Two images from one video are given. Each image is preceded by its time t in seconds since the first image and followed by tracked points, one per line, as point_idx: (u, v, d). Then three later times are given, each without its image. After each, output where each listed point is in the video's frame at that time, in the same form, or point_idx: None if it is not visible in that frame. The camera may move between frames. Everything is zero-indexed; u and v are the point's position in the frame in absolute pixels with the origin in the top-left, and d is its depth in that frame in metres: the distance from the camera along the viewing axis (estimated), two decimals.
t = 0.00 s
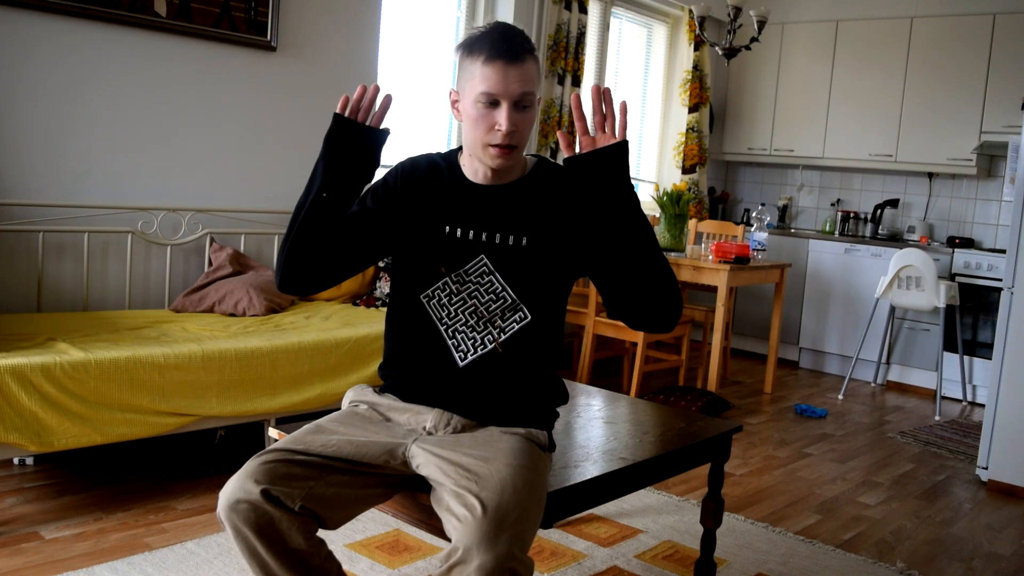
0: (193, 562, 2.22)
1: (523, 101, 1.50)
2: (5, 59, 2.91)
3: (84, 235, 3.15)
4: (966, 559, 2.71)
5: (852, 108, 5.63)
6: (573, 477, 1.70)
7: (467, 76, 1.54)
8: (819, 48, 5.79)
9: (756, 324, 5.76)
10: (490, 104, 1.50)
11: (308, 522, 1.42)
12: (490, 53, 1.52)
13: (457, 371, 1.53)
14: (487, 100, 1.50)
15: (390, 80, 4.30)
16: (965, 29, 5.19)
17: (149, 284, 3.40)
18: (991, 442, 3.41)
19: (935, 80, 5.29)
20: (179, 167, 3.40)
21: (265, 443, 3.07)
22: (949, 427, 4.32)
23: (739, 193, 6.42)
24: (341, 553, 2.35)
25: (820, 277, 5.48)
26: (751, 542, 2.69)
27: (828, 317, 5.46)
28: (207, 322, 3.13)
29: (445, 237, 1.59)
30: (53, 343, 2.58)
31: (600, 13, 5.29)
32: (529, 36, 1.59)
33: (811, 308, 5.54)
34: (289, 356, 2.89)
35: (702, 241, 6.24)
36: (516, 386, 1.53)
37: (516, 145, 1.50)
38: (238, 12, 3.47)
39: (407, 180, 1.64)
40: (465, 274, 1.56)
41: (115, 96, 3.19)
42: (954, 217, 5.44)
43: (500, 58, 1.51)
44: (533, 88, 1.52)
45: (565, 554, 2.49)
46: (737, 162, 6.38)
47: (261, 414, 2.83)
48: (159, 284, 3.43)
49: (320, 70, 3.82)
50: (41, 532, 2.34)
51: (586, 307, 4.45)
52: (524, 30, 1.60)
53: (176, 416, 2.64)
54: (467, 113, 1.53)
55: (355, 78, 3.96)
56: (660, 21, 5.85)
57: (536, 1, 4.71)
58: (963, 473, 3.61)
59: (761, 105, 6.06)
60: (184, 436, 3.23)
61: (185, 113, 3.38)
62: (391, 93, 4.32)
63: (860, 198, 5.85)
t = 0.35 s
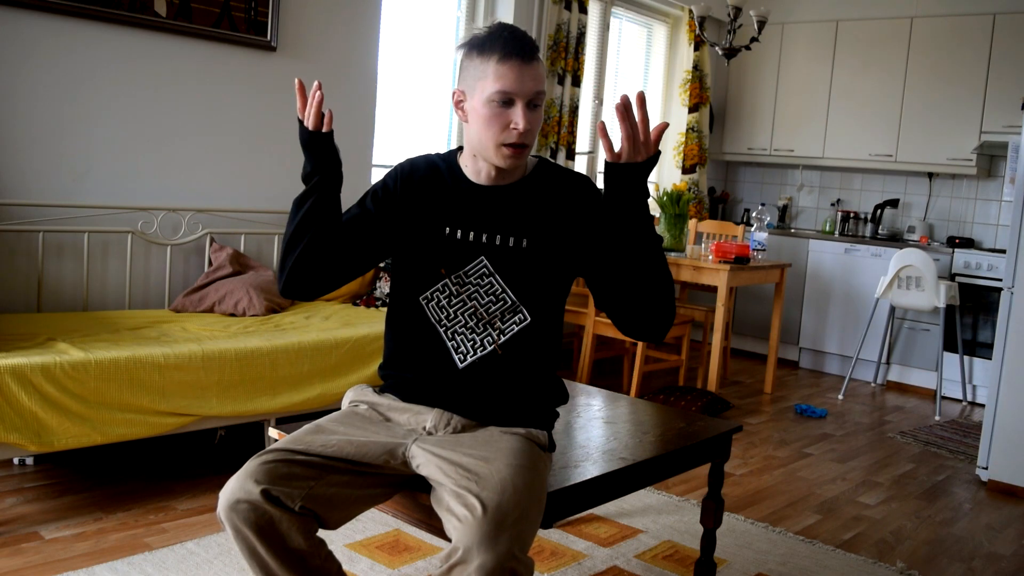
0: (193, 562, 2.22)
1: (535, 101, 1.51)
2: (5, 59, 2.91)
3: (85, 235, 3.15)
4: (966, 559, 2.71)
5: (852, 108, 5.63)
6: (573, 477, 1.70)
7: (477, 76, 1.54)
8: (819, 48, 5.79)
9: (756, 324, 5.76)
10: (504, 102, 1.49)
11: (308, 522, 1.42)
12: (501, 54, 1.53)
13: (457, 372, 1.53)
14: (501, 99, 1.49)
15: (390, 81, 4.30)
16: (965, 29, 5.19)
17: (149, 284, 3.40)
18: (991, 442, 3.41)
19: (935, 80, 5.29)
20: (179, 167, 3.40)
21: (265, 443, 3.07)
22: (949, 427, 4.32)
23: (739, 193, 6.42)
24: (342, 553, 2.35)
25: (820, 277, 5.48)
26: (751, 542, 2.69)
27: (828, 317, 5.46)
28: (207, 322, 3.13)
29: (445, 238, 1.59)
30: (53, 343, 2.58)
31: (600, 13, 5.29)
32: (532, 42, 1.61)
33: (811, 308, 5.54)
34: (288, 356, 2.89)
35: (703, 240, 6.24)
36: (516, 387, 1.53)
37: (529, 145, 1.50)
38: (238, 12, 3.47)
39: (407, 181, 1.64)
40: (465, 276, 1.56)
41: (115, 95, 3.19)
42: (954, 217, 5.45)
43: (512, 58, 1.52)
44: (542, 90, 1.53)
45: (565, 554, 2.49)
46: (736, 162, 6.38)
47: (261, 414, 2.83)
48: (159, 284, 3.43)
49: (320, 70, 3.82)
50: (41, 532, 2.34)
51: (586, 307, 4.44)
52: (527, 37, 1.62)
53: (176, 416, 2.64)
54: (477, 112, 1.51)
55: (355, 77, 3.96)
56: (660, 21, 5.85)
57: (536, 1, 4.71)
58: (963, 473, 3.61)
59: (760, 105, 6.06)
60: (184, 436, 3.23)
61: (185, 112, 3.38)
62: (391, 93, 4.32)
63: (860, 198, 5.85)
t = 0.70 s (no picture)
0: (193, 562, 2.22)
1: (527, 100, 1.51)
2: (5, 59, 2.91)
3: (84, 235, 3.15)
4: (966, 559, 2.71)
5: (853, 108, 5.63)
6: (573, 477, 1.70)
7: (473, 74, 1.54)
8: (818, 48, 5.79)
9: (756, 324, 5.76)
10: (494, 102, 1.50)
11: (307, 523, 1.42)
12: (496, 52, 1.53)
13: (457, 373, 1.53)
14: (492, 98, 1.50)
15: (390, 81, 4.30)
16: (965, 29, 5.19)
17: (149, 284, 3.40)
18: (991, 442, 3.41)
19: (934, 80, 5.29)
20: (179, 167, 3.40)
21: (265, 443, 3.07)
22: (949, 427, 4.32)
23: (739, 193, 6.42)
24: (341, 553, 2.35)
25: (820, 277, 5.48)
26: (751, 542, 2.69)
27: (828, 317, 5.46)
28: (207, 322, 3.13)
29: (445, 239, 1.58)
30: (53, 343, 2.58)
31: (600, 13, 5.29)
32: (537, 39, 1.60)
33: (811, 308, 5.53)
34: (288, 356, 2.89)
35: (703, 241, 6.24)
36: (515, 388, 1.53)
37: (518, 144, 1.50)
38: (238, 12, 3.47)
39: (407, 182, 1.64)
40: (464, 277, 1.56)
41: (115, 95, 3.19)
42: (954, 217, 5.45)
43: (507, 56, 1.51)
44: (538, 88, 1.53)
45: (565, 553, 2.49)
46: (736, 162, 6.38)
47: (261, 414, 2.83)
48: (159, 284, 3.43)
49: (320, 70, 3.82)
50: (41, 532, 2.34)
51: (586, 307, 4.44)
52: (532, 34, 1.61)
53: (176, 416, 2.64)
54: (471, 112, 1.53)
55: (355, 78, 3.96)
56: (660, 21, 5.85)
57: (536, 1, 4.70)
58: (963, 473, 3.61)
59: (761, 104, 6.06)
60: (184, 436, 3.23)
61: (185, 112, 3.38)
62: (391, 93, 4.32)
63: (860, 198, 5.85)
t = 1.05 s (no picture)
0: (193, 562, 2.22)
1: (504, 100, 1.47)
2: (5, 59, 2.91)
3: (84, 234, 3.15)
4: (966, 559, 2.71)
5: (852, 108, 5.63)
6: (573, 477, 1.70)
7: (448, 74, 1.51)
8: (819, 48, 5.79)
9: (756, 324, 5.76)
10: (469, 104, 1.47)
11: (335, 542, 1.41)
12: (471, 51, 1.49)
13: (455, 379, 1.53)
14: (467, 100, 1.47)
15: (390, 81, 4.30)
16: (965, 29, 5.19)
17: (149, 284, 3.40)
18: (991, 442, 3.41)
19: (935, 79, 5.29)
20: (180, 167, 3.40)
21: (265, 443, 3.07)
22: (949, 427, 4.32)
23: (739, 193, 6.42)
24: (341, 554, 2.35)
25: (820, 277, 5.48)
26: (751, 542, 2.69)
27: (828, 317, 5.46)
28: (208, 322, 3.13)
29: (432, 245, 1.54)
30: (53, 343, 2.58)
31: (600, 13, 5.29)
32: (517, 32, 1.56)
33: (811, 308, 5.53)
34: (288, 356, 2.89)
35: (702, 241, 6.24)
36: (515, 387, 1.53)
37: (496, 146, 1.47)
38: (238, 12, 3.47)
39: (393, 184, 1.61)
40: (455, 285, 1.52)
41: (115, 95, 3.19)
42: (954, 217, 5.45)
43: (482, 55, 1.48)
44: (515, 86, 1.48)
45: (565, 553, 2.49)
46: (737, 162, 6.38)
47: (261, 414, 2.83)
48: (159, 284, 3.43)
49: (320, 70, 3.82)
50: (41, 532, 2.34)
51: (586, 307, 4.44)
52: (509, 25, 1.56)
53: (176, 416, 2.64)
54: (448, 114, 1.50)
55: (355, 78, 3.96)
56: (660, 21, 5.85)
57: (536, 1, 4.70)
58: (963, 473, 3.61)
59: (761, 104, 6.06)
60: (184, 437, 3.23)
61: (185, 112, 3.38)
62: (390, 93, 4.32)
63: (860, 198, 5.85)
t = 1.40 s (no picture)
0: (193, 562, 2.22)
1: (434, 72, 1.24)
2: (5, 59, 2.91)
3: (84, 234, 3.15)
4: (966, 559, 2.71)
5: (853, 108, 5.63)
6: (572, 477, 1.69)
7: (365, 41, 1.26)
8: (819, 48, 5.79)
9: (756, 324, 5.76)
10: (391, 77, 1.23)
11: None
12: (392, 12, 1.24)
13: (415, 373, 1.35)
14: (389, 73, 1.23)
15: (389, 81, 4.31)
16: (965, 29, 5.19)
17: (149, 284, 3.40)
18: (991, 442, 3.41)
19: (935, 79, 5.29)
20: (180, 167, 3.40)
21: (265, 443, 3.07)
22: (949, 427, 4.32)
23: (739, 193, 6.42)
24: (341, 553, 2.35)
25: (820, 277, 5.48)
26: (751, 542, 2.69)
27: (828, 317, 5.46)
28: (208, 322, 3.13)
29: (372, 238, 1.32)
30: (53, 343, 2.58)
31: (600, 13, 5.29)
32: None
33: (811, 308, 5.53)
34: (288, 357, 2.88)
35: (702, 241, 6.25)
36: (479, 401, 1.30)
37: (425, 129, 1.23)
38: (238, 12, 3.47)
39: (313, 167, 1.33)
40: (405, 279, 1.32)
41: (115, 95, 3.19)
42: (954, 217, 5.45)
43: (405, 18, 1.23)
44: (447, 54, 1.25)
45: (565, 554, 2.49)
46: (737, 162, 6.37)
47: (261, 414, 2.83)
48: (159, 284, 3.42)
49: (320, 70, 3.82)
50: (41, 532, 2.34)
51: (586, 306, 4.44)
52: None
53: (176, 416, 2.64)
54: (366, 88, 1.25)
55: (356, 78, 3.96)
56: (660, 21, 5.84)
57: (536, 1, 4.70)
58: (963, 473, 3.61)
59: (761, 104, 6.06)
60: (184, 437, 3.23)
61: (185, 112, 3.38)
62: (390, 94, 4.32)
63: (860, 198, 5.85)
